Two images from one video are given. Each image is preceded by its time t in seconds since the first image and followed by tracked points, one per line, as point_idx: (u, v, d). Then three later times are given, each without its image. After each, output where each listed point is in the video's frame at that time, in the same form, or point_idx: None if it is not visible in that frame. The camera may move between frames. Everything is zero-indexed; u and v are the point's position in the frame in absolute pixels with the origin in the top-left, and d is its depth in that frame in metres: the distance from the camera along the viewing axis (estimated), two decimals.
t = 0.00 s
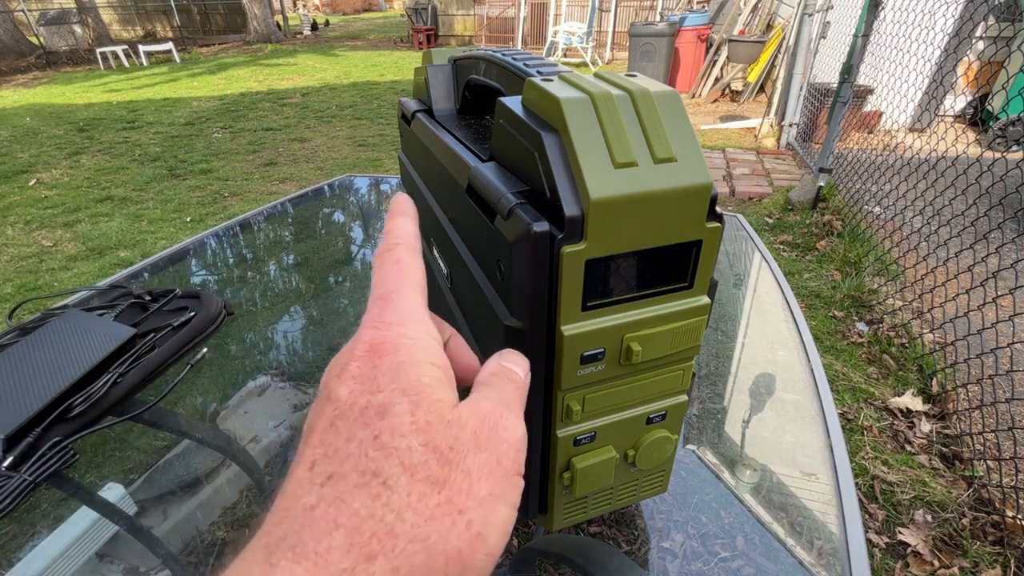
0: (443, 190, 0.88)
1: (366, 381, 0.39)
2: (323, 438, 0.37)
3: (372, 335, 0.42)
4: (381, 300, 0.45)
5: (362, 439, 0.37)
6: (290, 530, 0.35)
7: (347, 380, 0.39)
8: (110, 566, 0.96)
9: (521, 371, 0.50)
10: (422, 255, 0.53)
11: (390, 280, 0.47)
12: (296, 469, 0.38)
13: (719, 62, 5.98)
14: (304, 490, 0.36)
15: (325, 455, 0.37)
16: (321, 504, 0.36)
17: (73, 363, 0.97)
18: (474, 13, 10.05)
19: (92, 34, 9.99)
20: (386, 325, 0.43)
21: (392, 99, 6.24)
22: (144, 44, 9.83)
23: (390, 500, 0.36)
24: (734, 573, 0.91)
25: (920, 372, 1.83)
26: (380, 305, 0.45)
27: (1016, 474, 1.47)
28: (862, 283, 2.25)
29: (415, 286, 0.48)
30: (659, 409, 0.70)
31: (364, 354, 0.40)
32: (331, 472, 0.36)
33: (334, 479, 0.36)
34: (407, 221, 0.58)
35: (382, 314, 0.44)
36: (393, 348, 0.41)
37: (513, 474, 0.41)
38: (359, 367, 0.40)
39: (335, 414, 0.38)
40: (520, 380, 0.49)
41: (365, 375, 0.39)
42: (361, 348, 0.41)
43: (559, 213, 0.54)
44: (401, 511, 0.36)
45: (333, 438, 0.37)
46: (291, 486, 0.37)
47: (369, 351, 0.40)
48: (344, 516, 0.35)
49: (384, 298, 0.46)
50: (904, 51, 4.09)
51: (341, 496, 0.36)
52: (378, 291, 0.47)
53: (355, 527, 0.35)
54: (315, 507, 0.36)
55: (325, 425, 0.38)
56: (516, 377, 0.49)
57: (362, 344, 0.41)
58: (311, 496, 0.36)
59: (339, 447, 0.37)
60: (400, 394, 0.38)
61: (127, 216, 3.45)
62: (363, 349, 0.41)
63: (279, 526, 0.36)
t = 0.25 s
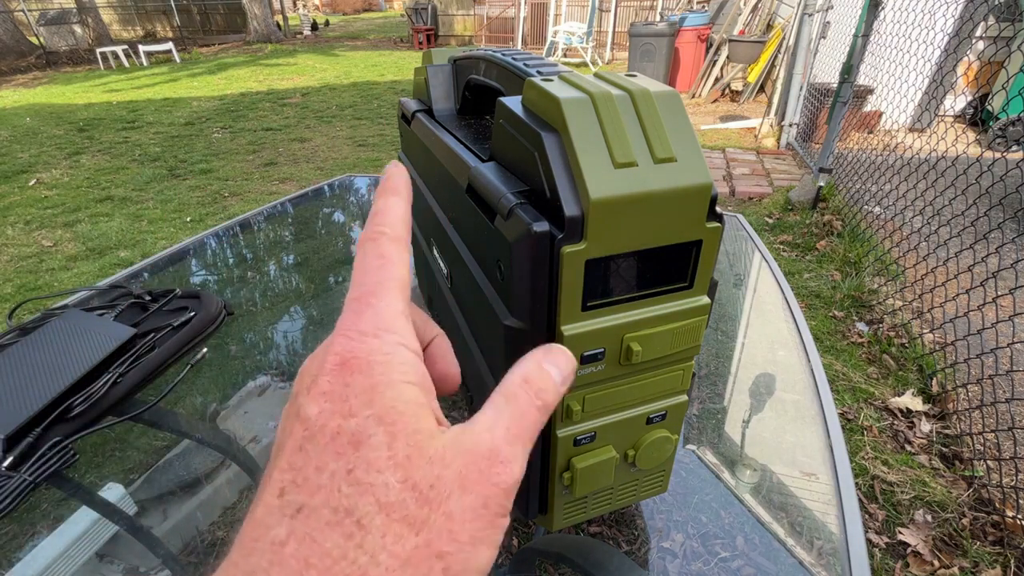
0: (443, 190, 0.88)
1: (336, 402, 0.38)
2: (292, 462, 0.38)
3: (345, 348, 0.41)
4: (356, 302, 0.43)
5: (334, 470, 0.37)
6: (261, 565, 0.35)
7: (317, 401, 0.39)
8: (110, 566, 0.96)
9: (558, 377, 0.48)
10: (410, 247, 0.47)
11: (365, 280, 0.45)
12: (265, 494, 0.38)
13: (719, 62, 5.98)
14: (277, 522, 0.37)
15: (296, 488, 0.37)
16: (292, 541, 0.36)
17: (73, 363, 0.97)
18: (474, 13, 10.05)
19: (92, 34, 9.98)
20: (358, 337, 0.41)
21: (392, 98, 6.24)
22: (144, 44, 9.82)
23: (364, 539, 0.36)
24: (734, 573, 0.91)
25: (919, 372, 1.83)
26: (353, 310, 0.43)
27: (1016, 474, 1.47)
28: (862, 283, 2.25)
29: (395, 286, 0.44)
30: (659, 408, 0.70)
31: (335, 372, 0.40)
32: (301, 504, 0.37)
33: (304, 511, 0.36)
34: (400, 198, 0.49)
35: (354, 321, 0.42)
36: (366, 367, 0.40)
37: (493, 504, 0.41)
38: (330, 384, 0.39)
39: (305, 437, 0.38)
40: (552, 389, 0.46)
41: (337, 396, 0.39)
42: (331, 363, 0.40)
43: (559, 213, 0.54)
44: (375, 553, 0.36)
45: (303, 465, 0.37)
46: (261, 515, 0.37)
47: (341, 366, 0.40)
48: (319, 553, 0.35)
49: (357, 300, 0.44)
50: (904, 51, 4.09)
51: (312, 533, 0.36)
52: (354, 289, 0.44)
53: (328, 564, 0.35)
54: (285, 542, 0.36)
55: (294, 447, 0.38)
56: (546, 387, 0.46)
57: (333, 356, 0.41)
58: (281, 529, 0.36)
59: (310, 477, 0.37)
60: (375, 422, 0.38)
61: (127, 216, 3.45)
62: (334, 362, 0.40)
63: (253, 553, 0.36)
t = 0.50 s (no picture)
0: (443, 190, 0.88)
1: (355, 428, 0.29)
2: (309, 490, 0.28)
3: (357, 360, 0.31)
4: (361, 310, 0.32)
5: (360, 506, 0.28)
6: None
7: (333, 423, 0.30)
8: (110, 566, 0.95)
9: (652, 431, 0.38)
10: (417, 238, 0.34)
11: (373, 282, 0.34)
12: (276, 524, 0.28)
13: (719, 62, 5.98)
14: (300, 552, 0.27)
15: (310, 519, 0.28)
16: None
17: (73, 363, 0.97)
18: (474, 13, 10.05)
19: (92, 33, 9.99)
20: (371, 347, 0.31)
21: (392, 98, 6.24)
22: (144, 44, 9.83)
23: None
24: (734, 573, 0.90)
25: (919, 372, 1.83)
26: (359, 320, 0.32)
27: (1016, 474, 1.47)
28: (862, 283, 2.25)
29: (409, 284, 0.33)
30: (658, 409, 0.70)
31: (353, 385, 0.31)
32: (324, 537, 0.27)
33: (328, 546, 0.27)
34: (395, 175, 0.34)
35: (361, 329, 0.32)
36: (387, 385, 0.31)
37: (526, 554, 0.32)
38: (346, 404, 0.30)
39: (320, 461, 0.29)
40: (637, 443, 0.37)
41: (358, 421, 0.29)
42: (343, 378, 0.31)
43: (559, 213, 0.54)
44: None
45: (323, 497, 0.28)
46: (273, 542, 0.28)
47: (358, 385, 0.30)
48: None
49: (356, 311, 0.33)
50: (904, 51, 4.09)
51: None
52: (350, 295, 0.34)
53: None
54: None
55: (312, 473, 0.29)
56: (632, 439, 0.37)
57: (347, 371, 0.31)
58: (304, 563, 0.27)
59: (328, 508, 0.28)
60: (402, 456, 0.29)
61: (127, 216, 3.45)
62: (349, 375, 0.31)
63: None
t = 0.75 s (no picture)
0: (443, 190, 0.88)
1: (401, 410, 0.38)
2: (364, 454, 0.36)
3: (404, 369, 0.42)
4: (407, 340, 0.46)
5: (406, 461, 0.35)
6: (339, 531, 0.31)
7: (384, 406, 0.39)
8: (109, 566, 0.95)
9: (655, 478, 0.41)
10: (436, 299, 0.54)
11: (414, 322, 0.48)
12: (335, 477, 0.35)
13: (719, 62, 5.98)
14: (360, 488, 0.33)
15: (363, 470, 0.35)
16: (368, 512, 0.32)
17: (73, 362, 0.97)
18: (474, 13, 10.05)
19: (92, 34, 9.98)
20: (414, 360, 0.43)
21: (392, 98, 6.24)
22: (144, 44, 9.82)
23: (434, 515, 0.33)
24: (734, 574, 0.89)
25: (919, 372, 1.83)
26: (406, 347, 0.45)
27: (1016, 474, 1.47)
28: (862, 283, 2.25)
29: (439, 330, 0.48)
30: (659, 408, 0.70)
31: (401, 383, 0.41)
32: (375, 483, 0.34)
33: (378, 490, 0.34)
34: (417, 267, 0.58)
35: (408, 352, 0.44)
36: (426, 385, 0.41)
37: (543, 536, 0.37)
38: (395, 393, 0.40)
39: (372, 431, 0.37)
40: (642, 483, 0.40)
41: (404, 406, 0.39)
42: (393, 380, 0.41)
43: (559, 213, 0.54)
44: (436, 536, 0.33)
45: (374, 454, 0.35)
46: (330, 490, 0.34)
47: (407, 383, 0.41)
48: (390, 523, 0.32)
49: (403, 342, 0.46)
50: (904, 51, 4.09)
51: (388, 507, 0.33)
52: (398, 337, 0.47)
53: (396, 535, 0.32)
54: (361, 513, 0.32)
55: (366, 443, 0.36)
56: (637, 475, 0.40)
57: (400, 377, 0.42)
58: (357, 502, 0.33)
59: (379, 460, 0.35)
60: (440, 431, 0.37)
61: (127, 216, 3.45)
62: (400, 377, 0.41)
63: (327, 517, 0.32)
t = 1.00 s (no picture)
0: (443, 190, 0.88)
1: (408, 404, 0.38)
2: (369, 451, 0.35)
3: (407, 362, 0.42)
4: (412, 332, 0.45)
5: (414, 459, 0.35)
6: (346, 531, 0.31)
7: (389, 401, 0.38)
8: (110, 566, 0.95)
9: (662, 473, 0.42)
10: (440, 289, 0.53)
11: (418, 313, 0.48)
12: (341, 475, 0.34)
13: (719, 62, 5.98)
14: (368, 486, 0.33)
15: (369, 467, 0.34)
16: (376, 512, 0.32)
17: (73, 362, 0.97)
18: (474, 13, 10.05)
19: (92, 34, 9.99)
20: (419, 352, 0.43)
21: (392, 98, 6.24)
22: (144, 44, 9.82)
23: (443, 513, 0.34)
24: (734, 574, 0.89)
25: (919, 372, 1.83)
26: (411, 339, 0.45)
27: (1016, 474, 1.47)
28: (862, 283, 2.25)
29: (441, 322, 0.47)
30: (659, 409, 0.70)
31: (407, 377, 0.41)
32: (383, 482, 0.34)
33: (386, 489, 0.33)
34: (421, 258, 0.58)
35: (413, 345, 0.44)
36: (432, 378, 0.41)
37: (552, 535, 0.37)
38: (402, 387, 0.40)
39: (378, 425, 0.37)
40: (649, 478, 0.41)
41: (410, 401, 0.38)
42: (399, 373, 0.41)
43: (559, 213, 0.54)
44: (446, 537, 0.33)
45: (381, 452, 0.35)
46: (337, 488, 0.33)
47: (412, 377, 0.40)
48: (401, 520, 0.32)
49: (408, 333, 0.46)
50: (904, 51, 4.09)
51: (396, 507, 0.33)
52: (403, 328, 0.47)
53: (406, 536, 0.32)
54: (369, 513, 0.32)
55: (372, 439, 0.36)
56: (644, 471, 0.41)
57: (404, 369, 0.41)
58: (365, 501, 0.33)
59: (387, 457, 0.35)
60: (447, 428, 0.37)
61: (127, 216, 3.45)
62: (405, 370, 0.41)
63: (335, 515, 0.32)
